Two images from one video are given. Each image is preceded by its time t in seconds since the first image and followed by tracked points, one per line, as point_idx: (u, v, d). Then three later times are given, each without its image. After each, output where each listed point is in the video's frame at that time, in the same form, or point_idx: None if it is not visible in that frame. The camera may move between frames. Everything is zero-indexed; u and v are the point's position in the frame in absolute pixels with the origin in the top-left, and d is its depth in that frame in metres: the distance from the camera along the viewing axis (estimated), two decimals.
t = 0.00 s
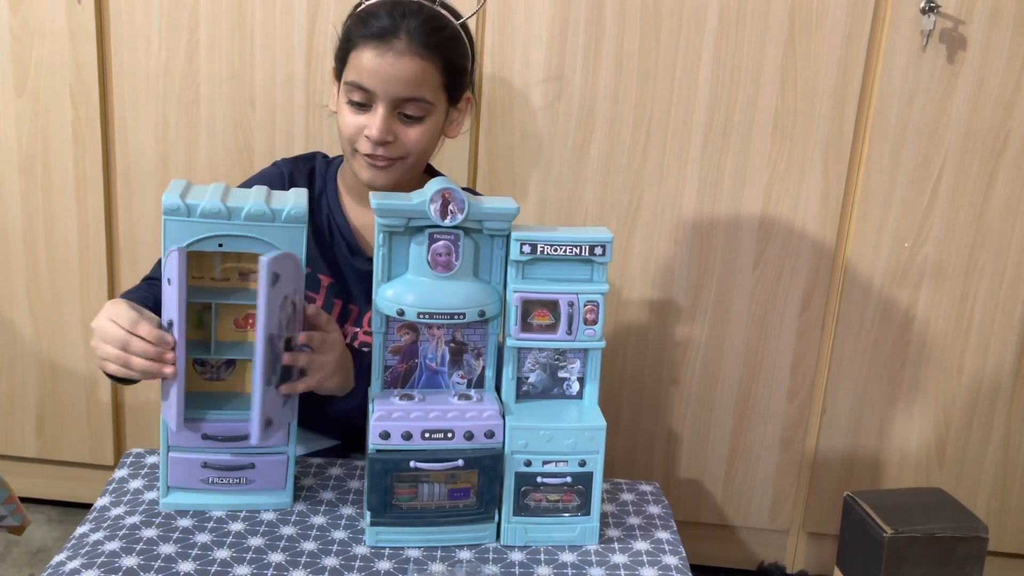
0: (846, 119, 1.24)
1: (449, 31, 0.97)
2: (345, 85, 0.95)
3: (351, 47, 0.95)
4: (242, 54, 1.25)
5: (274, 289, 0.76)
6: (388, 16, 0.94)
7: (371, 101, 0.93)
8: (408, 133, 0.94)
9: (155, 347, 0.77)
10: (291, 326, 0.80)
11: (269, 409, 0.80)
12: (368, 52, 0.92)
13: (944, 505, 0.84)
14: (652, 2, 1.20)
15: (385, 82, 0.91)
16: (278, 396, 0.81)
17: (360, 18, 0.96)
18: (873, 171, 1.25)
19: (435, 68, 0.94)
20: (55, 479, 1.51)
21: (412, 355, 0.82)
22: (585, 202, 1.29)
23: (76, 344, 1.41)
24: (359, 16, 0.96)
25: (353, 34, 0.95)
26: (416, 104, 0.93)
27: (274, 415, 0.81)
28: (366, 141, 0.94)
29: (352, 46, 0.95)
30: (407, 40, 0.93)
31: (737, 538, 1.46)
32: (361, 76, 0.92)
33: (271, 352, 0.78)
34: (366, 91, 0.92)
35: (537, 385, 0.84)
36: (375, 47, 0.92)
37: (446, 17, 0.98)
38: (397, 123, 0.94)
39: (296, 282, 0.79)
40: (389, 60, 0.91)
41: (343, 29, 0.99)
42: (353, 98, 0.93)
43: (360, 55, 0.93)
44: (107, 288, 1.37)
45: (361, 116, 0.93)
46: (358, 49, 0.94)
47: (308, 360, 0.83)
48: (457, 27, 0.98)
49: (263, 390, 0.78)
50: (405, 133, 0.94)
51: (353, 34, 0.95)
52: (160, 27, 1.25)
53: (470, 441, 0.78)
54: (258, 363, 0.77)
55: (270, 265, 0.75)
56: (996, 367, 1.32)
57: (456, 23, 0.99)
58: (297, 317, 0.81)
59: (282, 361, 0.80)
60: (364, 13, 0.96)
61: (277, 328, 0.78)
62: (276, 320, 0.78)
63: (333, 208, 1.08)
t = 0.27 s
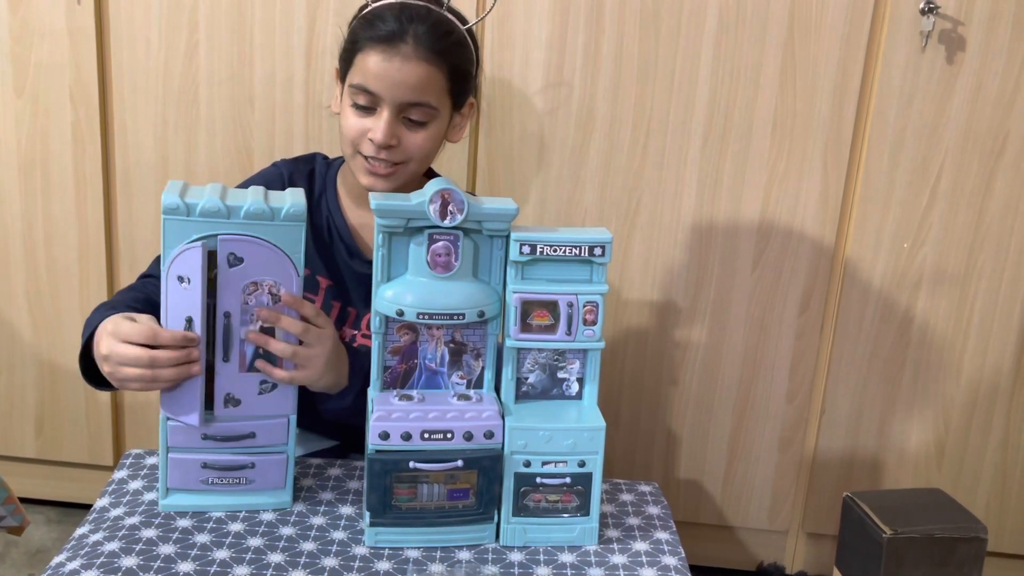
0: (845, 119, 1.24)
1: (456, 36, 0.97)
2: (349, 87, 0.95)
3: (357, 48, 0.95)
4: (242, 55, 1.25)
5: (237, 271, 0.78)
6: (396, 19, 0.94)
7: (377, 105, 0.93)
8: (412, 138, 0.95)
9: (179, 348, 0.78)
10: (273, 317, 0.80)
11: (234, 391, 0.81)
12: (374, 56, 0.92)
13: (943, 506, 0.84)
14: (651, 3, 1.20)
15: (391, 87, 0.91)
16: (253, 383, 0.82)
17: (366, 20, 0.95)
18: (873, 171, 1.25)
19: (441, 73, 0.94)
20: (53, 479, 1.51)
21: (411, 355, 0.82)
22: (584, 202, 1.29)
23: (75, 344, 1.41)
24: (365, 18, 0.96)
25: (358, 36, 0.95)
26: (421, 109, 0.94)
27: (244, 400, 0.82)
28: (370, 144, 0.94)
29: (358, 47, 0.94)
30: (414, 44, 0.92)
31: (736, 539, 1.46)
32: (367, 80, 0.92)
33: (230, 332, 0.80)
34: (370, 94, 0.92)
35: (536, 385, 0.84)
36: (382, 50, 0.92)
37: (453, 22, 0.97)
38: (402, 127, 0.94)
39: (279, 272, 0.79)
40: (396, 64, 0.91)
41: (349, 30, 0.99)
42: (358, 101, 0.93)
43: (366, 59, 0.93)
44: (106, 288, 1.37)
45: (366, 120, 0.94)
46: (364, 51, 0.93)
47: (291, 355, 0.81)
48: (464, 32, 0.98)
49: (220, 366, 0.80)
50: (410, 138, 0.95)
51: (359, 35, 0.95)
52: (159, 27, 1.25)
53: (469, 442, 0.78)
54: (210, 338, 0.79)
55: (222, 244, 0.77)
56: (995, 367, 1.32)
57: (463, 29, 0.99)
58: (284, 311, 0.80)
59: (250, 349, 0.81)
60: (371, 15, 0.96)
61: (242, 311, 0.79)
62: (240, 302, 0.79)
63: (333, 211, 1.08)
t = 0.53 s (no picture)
0: (845, 120, 1.24)
1: (458, 33, 0.97)
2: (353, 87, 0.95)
3: (359, 47, 0.95)
4: (241, 55, 1.25)
5: (238, 271, 0.78)
6: (398, 17, 0.94)
7: (384, 103, 0.94)
8: (418, 136, 0.95)
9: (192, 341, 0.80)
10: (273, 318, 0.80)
11: (234, 391, 0.81)
12: (379, 54, 0.92)
13: (943, 507, 0.84)
14: (651, 3, 1.20)
15: (396, 85, 0.92)
16: (253, 384, 0.82)
17: (367, 18, 0.95)
18: (872, 172, 1.25)
19: (446, 70, 0.95)
20: (53, 480, 1.51)
21: (411, 356, 0.82)
22: (583, 203, 1.29)
23: (75, 345, 1.41)
24: (366, 16, 0.96)
25: (360, 34, 0.95)
26: (427, 107, 0.94)
27: (243, 400, 0.82)
28: (377, 144, 0.95)
29: (360, 47, 0.95)
30: (418, 42, 0.93)
31: (735, 539, 1.46)
32: (373, 79, 0.92)
33: (230, 332, 0.80)
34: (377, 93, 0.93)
35: (535, 386, 0.84)
36: (387, 49, 0.92)
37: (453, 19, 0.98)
38: (409, 125, 0.95)
39: (280, 274, 0.79)
40: (402, 63, 0.92)
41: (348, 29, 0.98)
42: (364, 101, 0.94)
43: (370, 58, 0.93)
44: (106, 289, 1.37)
45: (374, 119, 0.94)
46: (367, 50, 0.94)
47: (291, 357, 0.81)
48: (464, 30, 0.99)
49: (221, 366, 0.80)
50: (417, 137, 0.95)
51: (359, 34, 0.95)
52: (159, 28, 1.25)
53: (469, 442, 0.78)
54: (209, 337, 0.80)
55: (222, 244, 0.78)
56: (994, 367, 1.32)
57: (463, 27, 0.99)
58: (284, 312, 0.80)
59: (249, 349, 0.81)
60: (371, 13, 0.96)
61: (241, 310, 0.80)
62: (239, 302, 0.79)
63: (334, 213, 1.08)
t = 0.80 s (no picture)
0: (845, 120, 1.24)
1: (457, 34, 0.97)
2: (355, 90, 0.95)
3: (360, 50, 0.94)
4: (241, 56, 1.25)
5: (238, 270, 0.78)
6: (399, 19, 0.93)
7: (387, 106, 0.94)
8: (423, 138, 0.95)
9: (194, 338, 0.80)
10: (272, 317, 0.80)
11: (233, 389, 0.81)
12: (382, 58, 0.92)
13: (943, 507, 0.84)
14: (651, 3, 1.20)
15: (398, 86, 0.92)
16: (252, 382, 0.82)
17: (367, 21, 0.95)
18: (872, 172, 1.25)
19: (449, 71, 0.95)
20: (52, 480, 1.51)
21: (411, 356, 0.82)
22: (583, 203, 1.29)
23: (75, 345, 1.41)
24: (365, 18, 0.95)
25: (360, 37, 0.95)
26: (431, 109, 0.94)
27: (243, 398, 0.82)
28: (383, 147, 0.95)
29: (362, 51, 0.94)
30: (422, 44, 0.93)
31: (735, 540, 1.46)
32: (377, 83, 0.92)
33: (229, 330, 0.80)
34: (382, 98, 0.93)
35: (536, 386, 0.84)
36: (390, 53, 0.92)
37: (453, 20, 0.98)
38: (413, 127, 0.94)
39: (279, 274, 0.79)
40: (406, 66, 0.92)
41: (347, 31, 0.98)
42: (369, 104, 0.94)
43: (373, 61, 0.93)
44: (106, 289, 1.37)
45: (380, 123, 0.94)
46: (369, 53, 0.93)
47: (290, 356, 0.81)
48: (463, 30, 0.99)
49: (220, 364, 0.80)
50: (423, 139, 0.95)
51: (360, 36, 0.95)
52: (159, 28, 1.25)
53: (469, 442, 0.78)
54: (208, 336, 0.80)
55: (221, 242, 0.78)
56: (994, 367, 1.33)
57: (461, 25, 0.99)
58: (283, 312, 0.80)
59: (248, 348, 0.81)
60: (372, 16, 0.95)
61: (240, 309, 0.80)
62: (239, 301, 0.79)
63: (332, 216, 1.08)
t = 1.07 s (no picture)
0: (845, 120, 1.24)
1: (459, 32, 0.98)
2: (360, 90, 0.95)
3: (364, 50, 0.94)
4: (241, 56, 1.25)
5: (239, 272, 0.78)
6: (403, 19, 0.93)
7: (394, 106, 0.94)
8: (429, 137, 0.95)
9: (195, 341, 0.80)
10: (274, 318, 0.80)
11: (234, 392, 0.81)
12: (387, 58, 0.92)
13: (942, 507, 0.84)
14: (651, 3, 1.20)
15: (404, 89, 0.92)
16: (254, 385, 0.82)
17: (370, 21, 0.95)
18: (872, 172, 1.25)
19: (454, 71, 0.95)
20: (52, 480, 1.51)
21: (410, 356, 0.82)
22: (583, 203, 1.29)
23: (75, 345, 1.41)
24: (368, 18, 0.95)
25: (364, 37, 0.94)
26: (436, 108, 0.95)
27: (244, 401, 0.82)
28: (390, 148, 0.95)
29: (365, 51, 0.94)
30: (427, 44, 0.93)
31: (735, 539, 1.46)
32: (384, 83, 0.92)
33: (231, 333, 0.80)
34: (388, 98, 0.93)
35: (535, 385, 0.84)
36: (396, 53, 0.92)
37: (454, 18, 0.99)
38: (420, 126, 0.95)
39: (280, 275, 0.80)
40: (413, 67, 0.92)
41: (349, 31, 0.98)
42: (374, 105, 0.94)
43: (378, 61, 0.92)
44: (105, 289, 1.37)
45: (386, 123, 0.94)
46: (374, 53, 0.93)
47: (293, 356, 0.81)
48: (463, 27, 0.99)
49: (220, 367, 0.80)
50: (429, 138, 0.95)
51: (363, 37, 0.94)
52: (159, 28, 1.25)
53: (468, 442, 0.78)
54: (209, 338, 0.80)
55: (222, 245, 0.77)
56: (994, 367, 1.33)
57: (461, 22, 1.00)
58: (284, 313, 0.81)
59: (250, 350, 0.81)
60: (374, 16, 0.95)
61: (242, 311, 0.80)
62: (240, 304, 0.79)
63: (331, 212, 1.08)
